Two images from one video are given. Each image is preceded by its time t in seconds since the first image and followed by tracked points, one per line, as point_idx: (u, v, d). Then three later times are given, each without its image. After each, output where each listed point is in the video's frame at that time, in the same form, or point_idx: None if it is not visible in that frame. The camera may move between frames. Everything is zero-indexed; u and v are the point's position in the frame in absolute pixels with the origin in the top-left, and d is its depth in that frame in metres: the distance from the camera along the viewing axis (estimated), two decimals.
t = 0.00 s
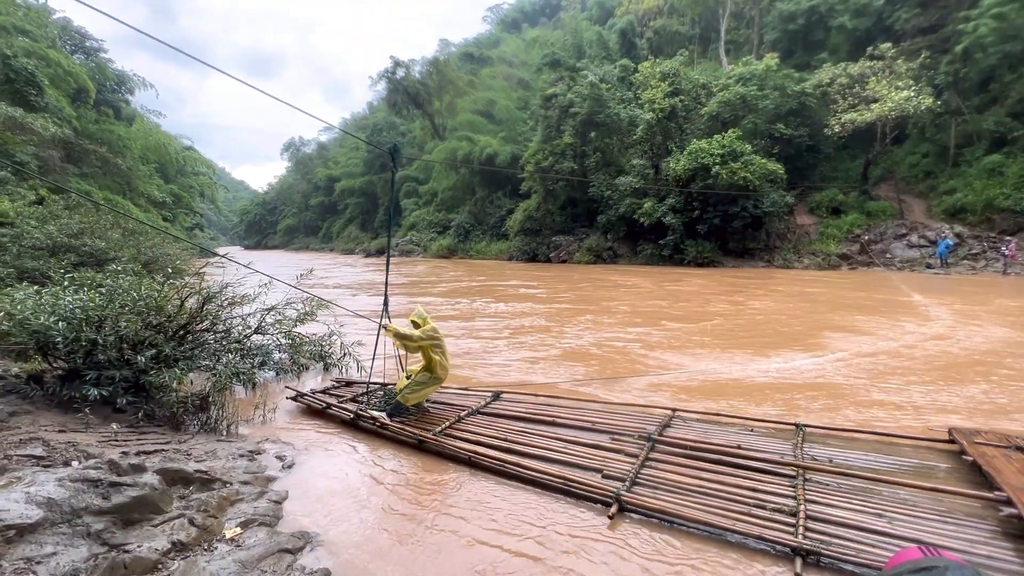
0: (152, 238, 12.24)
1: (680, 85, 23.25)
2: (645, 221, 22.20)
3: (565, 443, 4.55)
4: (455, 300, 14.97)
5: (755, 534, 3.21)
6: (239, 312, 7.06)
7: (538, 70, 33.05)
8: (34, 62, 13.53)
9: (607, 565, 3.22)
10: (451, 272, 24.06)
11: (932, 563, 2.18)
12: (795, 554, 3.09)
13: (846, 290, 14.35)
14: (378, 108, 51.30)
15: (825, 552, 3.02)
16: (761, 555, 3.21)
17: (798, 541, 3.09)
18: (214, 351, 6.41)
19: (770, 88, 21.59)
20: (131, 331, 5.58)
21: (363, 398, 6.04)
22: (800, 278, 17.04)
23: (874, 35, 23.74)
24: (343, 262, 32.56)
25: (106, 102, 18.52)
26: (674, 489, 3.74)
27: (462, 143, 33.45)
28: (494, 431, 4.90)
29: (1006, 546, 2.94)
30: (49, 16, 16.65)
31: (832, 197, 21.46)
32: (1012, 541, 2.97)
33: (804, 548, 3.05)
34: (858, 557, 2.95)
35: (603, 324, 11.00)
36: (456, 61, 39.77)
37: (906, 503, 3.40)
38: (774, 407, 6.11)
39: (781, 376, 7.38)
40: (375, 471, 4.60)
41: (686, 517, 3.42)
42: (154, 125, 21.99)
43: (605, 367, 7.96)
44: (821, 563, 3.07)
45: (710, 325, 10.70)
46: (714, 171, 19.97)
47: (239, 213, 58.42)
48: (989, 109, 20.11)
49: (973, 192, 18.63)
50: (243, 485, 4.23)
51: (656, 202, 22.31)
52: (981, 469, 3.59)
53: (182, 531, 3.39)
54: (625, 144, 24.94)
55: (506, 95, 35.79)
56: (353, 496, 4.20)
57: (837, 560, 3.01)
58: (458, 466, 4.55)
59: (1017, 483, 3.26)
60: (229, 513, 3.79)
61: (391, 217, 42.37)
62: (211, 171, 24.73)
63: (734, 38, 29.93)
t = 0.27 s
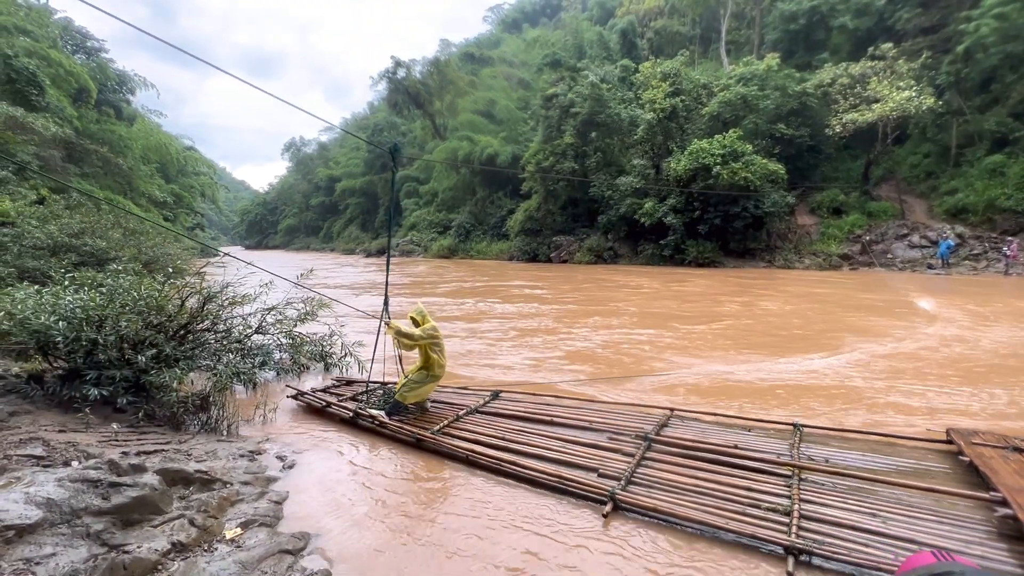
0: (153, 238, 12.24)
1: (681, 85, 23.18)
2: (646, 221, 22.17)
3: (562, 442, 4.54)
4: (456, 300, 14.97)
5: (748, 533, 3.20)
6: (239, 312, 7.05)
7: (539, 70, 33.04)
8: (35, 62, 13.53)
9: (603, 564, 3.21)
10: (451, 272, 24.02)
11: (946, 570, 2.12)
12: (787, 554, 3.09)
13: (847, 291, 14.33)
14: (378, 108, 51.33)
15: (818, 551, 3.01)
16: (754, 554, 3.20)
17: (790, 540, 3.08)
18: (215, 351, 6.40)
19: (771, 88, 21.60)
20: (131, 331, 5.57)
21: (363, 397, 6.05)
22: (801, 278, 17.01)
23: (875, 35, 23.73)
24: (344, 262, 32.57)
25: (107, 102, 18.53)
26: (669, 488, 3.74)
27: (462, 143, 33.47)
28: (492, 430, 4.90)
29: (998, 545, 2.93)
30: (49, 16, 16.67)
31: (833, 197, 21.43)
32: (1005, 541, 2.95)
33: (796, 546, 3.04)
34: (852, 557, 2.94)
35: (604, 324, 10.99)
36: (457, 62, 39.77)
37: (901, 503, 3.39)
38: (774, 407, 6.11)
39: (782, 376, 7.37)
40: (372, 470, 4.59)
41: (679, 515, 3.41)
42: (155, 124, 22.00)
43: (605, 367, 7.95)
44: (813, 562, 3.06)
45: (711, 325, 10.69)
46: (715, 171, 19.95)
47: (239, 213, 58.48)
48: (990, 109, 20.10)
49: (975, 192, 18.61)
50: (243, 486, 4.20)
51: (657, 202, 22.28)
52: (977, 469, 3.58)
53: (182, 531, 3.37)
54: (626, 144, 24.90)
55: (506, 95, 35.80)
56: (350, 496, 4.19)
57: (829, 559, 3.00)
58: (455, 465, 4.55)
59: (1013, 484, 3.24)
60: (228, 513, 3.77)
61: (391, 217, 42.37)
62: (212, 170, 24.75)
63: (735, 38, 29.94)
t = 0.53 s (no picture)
0: (152, 238, 12.24)
1: (681, 87, 23.17)
2: (646, 223, 22.19)
3: (559, 442, 4.54)
4: (456, 302, 14.96)
5: (741, 533, 3.20)
6: (238, 312, 7.03)
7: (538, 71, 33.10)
8: (34, 62, 13.55)
9: (601, 564, 3.21)
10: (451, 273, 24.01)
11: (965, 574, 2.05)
12: (780, 554, 3.09)
13: (846, 292, 14.34)
14: (378, 109, 51.36)
15: (810, 551, 3.01)
16: (747, 554, 3.21)
17: (783, 540, 3.09)
18: (213, 352, 6.39)
19: (770, 90, 21.65)
20: (129, 331, 5.55)
21: (362, 397, 6.05)
22: (800, 280, 17.02)
23: (873, 37, 23.78)
24: (343, 264, 32.55)
25: (107, 102, 18.53)
26: (664, 488, 3.74)
27: (461, 144, 33.50)
28: (489, 430, 4.89)
29: (991, 546, 2.93)
30: (49, 16, 16.68)
31: (832, 199, 21.47)
32: (999, 542, 2.96)
33: (789, 547, 3.05)
34: (845, 557, 2.94)
35: (604, 326, 10.99)
36: (457, 63, 39.82)
37: (896, 503, 3.40)
38: (774, 409, 6.10)
39: (781, 378, 7.37)
40: (370, 471, 4.59)
41: (673, 515, 3.42)
42: (155, 125, 22.01)
43: (605, 369, 7.95)
44: (806, 563, 3.07)
45: (711, 327, 10.69)
46: (715, 172, 19.97)
47: (239, 214, 58.50)
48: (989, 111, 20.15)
49: (974, 194, 18.64)
50: (242, 487, 4.17)
51: (656, 203, 22.30)
52: (973, 470, 3.58)
53: (180, 534, 3.36)
54: (625, 145, 24.93)
55: (505, 96, 35.82)
56: (347, 496, 4.18)
57: (821, 559, 3.00)
58: (452, 466, 4.54)
59: (1008, 486, 3.24)
60: (227, 515, 3.75)
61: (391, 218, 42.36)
62: (211, 171, 24.76)
63: (734, 39, 30.02)
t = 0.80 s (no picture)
0: (150, 240, 12.22)
1: (679, 89, 23.21)
2: (644, 225, 22.22)
3: (556, 443, 4.55)
4: (455, 304, 14.96)
5: (735, 533, 3.21)
6: (237, 314, 7.02)
7: (537, 73, 33.19)
8: (32, 63, 13.54)
9: (599, 566, 3.20)
10: (449, 275, 24.01)
11: None
12: (773, 554, 3.10)
13: (844, 294, 14.38)
14: (376, 111, 51.39)
15: (803, 551, 3.01)
16: (740, 554, 3.21)
17: (776, 541, 3.09)
18: (212, 354, 6.38)
19: (768, 92, 21.74)
20: (128, 333, 5.55)
21: (361, 398, 6.05)
22: (798, 282, 17.06)
23: (870, 40, 23.90)
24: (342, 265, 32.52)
25: (105, 103, 18.52)
26: (660, 489, 3.74)
27: (460, 146, 33.52)
28: (487, 431, 4.90)
29: (984, 548, 2.94)
30: (48, 18, 16.69)
31: (829, 201, 21.54)
32: (992, 544, 2.97)
33: (782, 547, 3.05)
34: (837, 558, 2.95)
35: (602, 328, 11.00)
36: (455, 65, 39.88)
37: (890, 504, 3.41)
38: (772, 411, 6.11)
39: (780, 380, 7.38)
40: (368, 472, 4.58)
41: (668, 516, 3.42)
42: (152, 126, 21.99)
43: (604, 371, 7.96)
44: (799, 563, 3.07)
45: (709, 329, 10.70)
46: (713, 175, 20.01)
47: (236, 216, 58.49)
48: (985, 114, 20.25)
49: (971, 196, 18.73)
50: (242, 491, 4.14)
51: (655, 205, 22.34)
52: (967, 473, 3.60)
53: (179, 538, 3.35)
54: (624, 147, 24.98)
55: (504, 98, 35.86)
56: (346, 498, 4.17)
57: (814, 560, 3.00)
58: (450, 467, 4.54)
59: (1002, 488, 3.26)
60: (227, 519, 3.74)
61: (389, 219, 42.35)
62: (209, 173, 24.75)
63: (732, 42, 30.13)
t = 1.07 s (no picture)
0: (147, 242, 12.17)
1: (676, 92, 23.28)
2: (642, 227, 22.26)
3: (553, 445, 4.55)
4: (452, 306, 14.95)
5: (728, 534, 3.22)
6: (235, 317, 7.00)
7: (535, 76, 33.26)
8: (29, 65, 13.50)
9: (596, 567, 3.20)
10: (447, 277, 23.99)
11: None
12: (765, 555, 3.11)
13: (840, 297, 14.43)
14: (374, 113, 51.39)
15: (795, 552, 3.01)
16: (733, 554, 3.22)
17: (769, 542, 3.10)
18: (210, 357, 6.37)
19: (764, 95, 21.86)
20: (125, 336, 5.53)
21: (360, 400, 6.06)
22: (795, 285, 17.10)
23: (866, 44, 24.06)
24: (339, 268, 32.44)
25: (102, 105, 18.47)
26: (655, 490, 3.75)
27: (458, 148, 33.54)
28: (485, 433, 4.91)
29: (976, 550, 2.95)
30: (44, 20, 16.65)
31: (826, 204, 21.63)
32: (985, 545, 2.97)
33: (774, 548, 3.06)
34: (829, 559, 2.96)
35: (600, 332, 11.01)
36: (453, 68, 39.93)
37: (885, 506, 3.42)
38: (770, 413, 6.13)
39: (777, 382, 7.39)
40: (365, 475, 4.57)
41: (662, 517, 3.42)
42: (149, 129, 21.94)
43: (602, 374, 7.96)
44: (791, 564, 3.08)
45: (707, 332, 10.72)
46: (710, 177, 20.06)
47: (234, 218, 58.36)
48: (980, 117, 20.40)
49: (966, 199, 18.84)
50: (240, 495, 4.11)
51: (652, 208, 22.38)
52: (961, 474, 3.61)
53: (177, 543, 3.33)
54: (621, 150, 25.04)
55: (502, 100, 35.89)
56: (343, 501, 4.16)
57: (805, 560, 3.01)
58: (447, 469, 4.54)
59: (995, 490, 3.27)
60: (225, 523, 3.70)
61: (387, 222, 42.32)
62: (206, 175, 24.70)
63: (728, 46, 30.27)
